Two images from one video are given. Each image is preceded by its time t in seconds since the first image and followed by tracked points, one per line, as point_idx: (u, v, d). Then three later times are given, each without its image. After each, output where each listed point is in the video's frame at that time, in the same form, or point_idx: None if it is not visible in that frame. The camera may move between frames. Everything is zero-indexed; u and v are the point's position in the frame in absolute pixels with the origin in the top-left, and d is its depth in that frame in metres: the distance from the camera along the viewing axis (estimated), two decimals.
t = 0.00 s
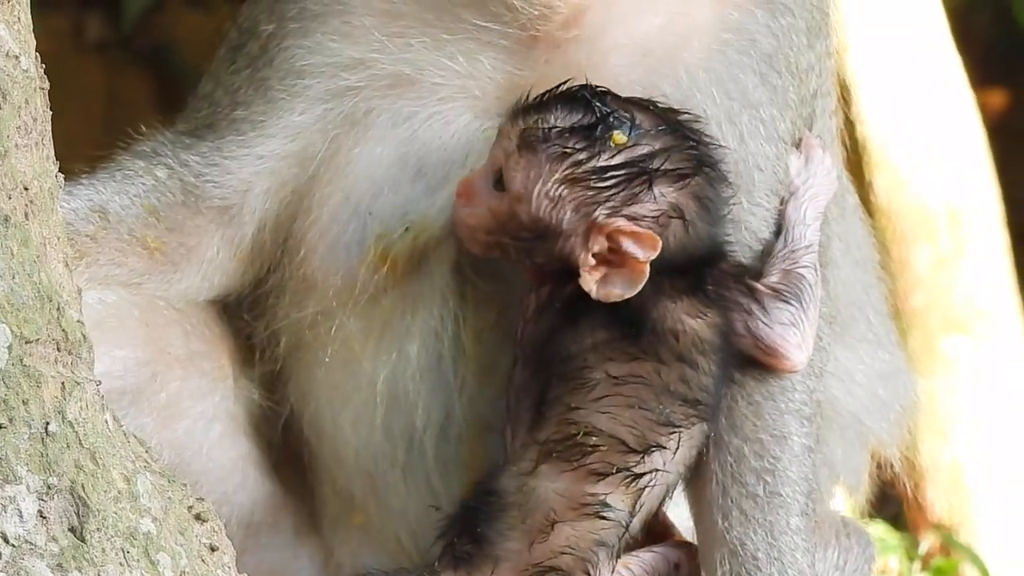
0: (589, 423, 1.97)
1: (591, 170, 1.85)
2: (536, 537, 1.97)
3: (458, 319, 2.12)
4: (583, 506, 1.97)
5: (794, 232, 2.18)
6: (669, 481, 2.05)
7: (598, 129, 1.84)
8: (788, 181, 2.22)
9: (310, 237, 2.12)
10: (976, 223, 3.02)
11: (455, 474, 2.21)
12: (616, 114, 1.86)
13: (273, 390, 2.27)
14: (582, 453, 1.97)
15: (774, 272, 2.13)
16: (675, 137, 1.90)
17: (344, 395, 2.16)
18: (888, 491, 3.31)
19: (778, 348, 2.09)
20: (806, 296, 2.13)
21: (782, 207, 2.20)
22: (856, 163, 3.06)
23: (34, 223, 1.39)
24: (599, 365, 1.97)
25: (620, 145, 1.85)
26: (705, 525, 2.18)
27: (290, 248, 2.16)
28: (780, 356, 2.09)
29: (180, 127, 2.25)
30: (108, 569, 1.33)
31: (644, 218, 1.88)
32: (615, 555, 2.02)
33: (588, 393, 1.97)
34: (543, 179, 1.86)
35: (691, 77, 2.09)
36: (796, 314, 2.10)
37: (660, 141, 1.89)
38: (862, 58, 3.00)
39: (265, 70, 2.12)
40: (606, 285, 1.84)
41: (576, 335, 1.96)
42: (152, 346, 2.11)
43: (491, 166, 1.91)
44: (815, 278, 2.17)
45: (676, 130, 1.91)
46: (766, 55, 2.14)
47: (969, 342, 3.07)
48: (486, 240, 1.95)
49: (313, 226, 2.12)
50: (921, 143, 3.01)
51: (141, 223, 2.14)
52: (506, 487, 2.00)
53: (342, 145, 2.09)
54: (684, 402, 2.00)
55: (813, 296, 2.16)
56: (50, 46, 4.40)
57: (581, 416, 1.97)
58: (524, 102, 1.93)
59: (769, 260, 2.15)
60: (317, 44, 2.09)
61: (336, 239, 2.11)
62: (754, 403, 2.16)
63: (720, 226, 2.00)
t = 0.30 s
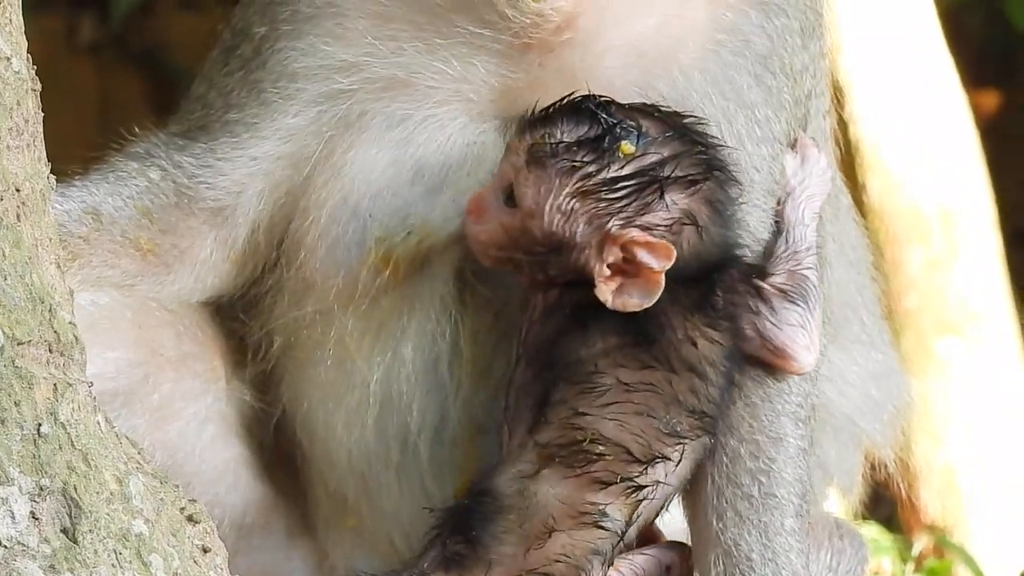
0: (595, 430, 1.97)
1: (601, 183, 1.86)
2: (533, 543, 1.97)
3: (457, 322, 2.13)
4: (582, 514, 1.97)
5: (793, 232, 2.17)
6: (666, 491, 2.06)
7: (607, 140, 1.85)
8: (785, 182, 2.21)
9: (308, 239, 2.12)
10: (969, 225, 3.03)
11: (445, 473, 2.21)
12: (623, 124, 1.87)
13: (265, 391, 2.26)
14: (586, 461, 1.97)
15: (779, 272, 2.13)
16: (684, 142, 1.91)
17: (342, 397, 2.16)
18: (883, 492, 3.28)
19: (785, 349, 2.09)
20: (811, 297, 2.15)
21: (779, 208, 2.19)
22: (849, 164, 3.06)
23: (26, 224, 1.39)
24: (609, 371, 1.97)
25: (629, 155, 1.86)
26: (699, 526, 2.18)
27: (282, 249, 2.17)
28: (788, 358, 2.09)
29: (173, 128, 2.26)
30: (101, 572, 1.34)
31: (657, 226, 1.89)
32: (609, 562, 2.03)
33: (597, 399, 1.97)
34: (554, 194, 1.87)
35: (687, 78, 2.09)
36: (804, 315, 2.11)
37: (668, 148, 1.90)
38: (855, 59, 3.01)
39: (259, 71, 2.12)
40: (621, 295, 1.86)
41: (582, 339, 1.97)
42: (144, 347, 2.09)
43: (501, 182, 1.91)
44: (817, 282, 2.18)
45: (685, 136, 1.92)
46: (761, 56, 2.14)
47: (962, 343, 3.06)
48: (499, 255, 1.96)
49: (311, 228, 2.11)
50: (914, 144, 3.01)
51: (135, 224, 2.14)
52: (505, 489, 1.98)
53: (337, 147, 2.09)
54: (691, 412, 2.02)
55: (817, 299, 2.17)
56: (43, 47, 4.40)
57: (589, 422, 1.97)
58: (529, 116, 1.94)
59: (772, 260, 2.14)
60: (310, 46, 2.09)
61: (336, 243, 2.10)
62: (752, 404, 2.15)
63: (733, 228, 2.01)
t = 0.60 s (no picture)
0: (601, 447, 1.96)
1: (558, 154, 1.79)
2: (536, 559, 1.98)
3: (452, 326, 2.15)
4: (587, 530, 1.99)
5: (802, 232, 2.19)
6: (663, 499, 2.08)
7: (570, 111, 1.80)
8: (789, 184, 2.23)
9: (301, 239, 2.12)
10: (962, 227, 2.99)
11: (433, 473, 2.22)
12: (591, 99, 1.82)
13: (254, 390, 2.28)
14: (591, 477, 1.97)
15: (797, 277, 2.15)
16: (642, 126, 1.85)
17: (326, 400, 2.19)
18: (875, 495, 3.24)
19: (805, 352, 2.09)
20: (828, 301, 2.17)
21: (794, 211, 2.21)
22: (843, 167, 3.05)
23: (18, 224, 1.40)
24: (614, 385, 1.95)
25: (588, 128, 1.80)
26: (693, 529, 2.19)
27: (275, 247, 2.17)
28: (808, 360, 2.09)
29: (167, 127, 2.24)
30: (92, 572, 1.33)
31: (598, 207, 1.83)
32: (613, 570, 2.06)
33: (602, 414, 1.95)
34: (521, 166, 1.81)
35: (684, 79, 2.08)
36: (820, 317, 2.13)
37: (627, 128, 1.83)
38: (849, 61, 3.01)
39: (253, 71, 2.10)
40: (577, 286, 1.83)
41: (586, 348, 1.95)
42: (136, 346, 2.10)
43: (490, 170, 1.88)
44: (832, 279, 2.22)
45: (645, 121, 1.86)
46: (758, 59, 2.14)
47: (955, 346, 3.01)
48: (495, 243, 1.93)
49: (304, 227, 2.12)
50: (907, 146, 2.99)
51: (128, 225, 2.11)
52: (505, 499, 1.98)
53: (330, 147, 2.08)
54: (693, 424, 2.01)
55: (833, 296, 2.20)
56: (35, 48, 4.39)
57: (594, 438, 1.96)
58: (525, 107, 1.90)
59: (789, 263, 2.16)
60: (305, 47, 2.07)
61: (329, 245, 2.11)
62: (746, 407, 2.16)
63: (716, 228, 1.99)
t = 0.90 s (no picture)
0: (520, 407, 1.86)
1: (454, 158, 1.74)
2: (502, 534, 1.85)
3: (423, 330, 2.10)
4: (534, 488, 1.89)
5: (769, 237, 2.17)
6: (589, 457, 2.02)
7: (464, 111, 1.74)
8: (774, 190, 2.22)
9: (280, 248, 2.13)
10: (953, 230, 2.99)
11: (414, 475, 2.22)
12: (485, 98, 1.76)
13: (249, 391, 2.29)
14: (519, 438, 1.87)
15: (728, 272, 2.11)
16: (530, 127, 1.79)
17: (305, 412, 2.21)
18: (868, 500, 3.26)
19: (708, 342, 2.04)
20: (747, 296, 2.08)
21: (767, 216, 2.20)
22: (834, 171, 3.00)
23: (10, 228, 1.40)
24: (513, 347, 1.86)
25: (482, 129, 1.74)
26: (682, 533, 2.20)
27: (254, 255, 2.17)
28: (711, 352, 2.04)
29: (158, 132, 2.24)
30: None
31: (498, 211, 1.77)
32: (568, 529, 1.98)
33: (509, 376, 1.85)
34: (423, 167, 1.77)
35: (667, 87, 2.07)
36: (735, 313, 2.06)
37: (518, 130, 1.77)
38: (842, 65, 2.94)
39: (243, 77, 2.10)
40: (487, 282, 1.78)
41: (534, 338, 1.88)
42: (128, 352, 2.09)
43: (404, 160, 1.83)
44: (773, 281, 2.11)
45: (534, 120, 1.80)
46: (744, 66, 2.12)
47: (945, 351, 3.01)
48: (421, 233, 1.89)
49: (280, 236, 2.13)
50: (899, 152, 2.96)
51: (119, 229, 2.13)
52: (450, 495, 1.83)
53: (315, 154, 2.08)
54: (598, 379, 1.94)
55: (770, 294, 2.10)
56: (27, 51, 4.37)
57: (511, 399, 1.85)
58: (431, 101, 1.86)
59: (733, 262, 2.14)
60: (293, 53, 2.07)
61: (298, 254, 2.12)
62: (730, 412, 2.16)
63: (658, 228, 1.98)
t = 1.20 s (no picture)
0: (520, 417, 1.88)
1: (495, 172, 1.81)
2: (490, 540, 1.88)
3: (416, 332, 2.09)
4: (526, 499, 1.91)
5: (757, 242, 2.18)
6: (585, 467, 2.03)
7: (503, 126, 1.78)
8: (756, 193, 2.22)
9: (264, 256, 2.14)
10: (947, 233, 2.97)
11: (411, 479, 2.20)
12: (522, 108, 1.80)
13: (237, 400, 2.27)
14: (516, 448, 1.89)
15: (723, 284, 2.12)
16: (579, 136, 1.85)
17: (296, 416, 2.20)
18: (859, 501, 3.27)
19: (716, 357, 2.09)
20: (754, 308, 2.12)
21: (750, 216, 2.20)
22: (826, 173, 3.01)
23: (3, 231, 1.41)
24: (521, 355, 1.88)
25: (524, 143, 1.80)
26: (672, 536, 2.21)
27: (238, 263, 2.18)
28: (720, 365, 2.09)
29: (142, 140, 2.26)
30: None
31: (549, 221, 1.85)
32: (558, 540, 1.99)
33: (514, 384, 1.87)
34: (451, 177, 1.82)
35: (645, 91, 2.09)
36: (739, 325, 2.09)
37: (565, 143, 1.84)
38: (832, 67, 2.94)
39: (225, 86, 2.13)
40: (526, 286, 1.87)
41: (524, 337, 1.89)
42: (119, 356, 2.10)
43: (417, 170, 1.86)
44: (769, 288, 2.15)
45: (580, 130, 1.85)
46: (722, 68, 2.13)
47: (939, 353, 3.00)
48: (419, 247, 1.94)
49: (267, 245, 2.14)
50: (890, 154, 2.96)
51: (105, 233, 2.15)
52: (441, 496, 1.85)
53: (299, 165, 2.10)
54: (602, 396, 1.97)
55: (767, 301, 2.14)
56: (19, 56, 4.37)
57: (513, 409, 1.87)
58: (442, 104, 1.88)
59: (724, 270, 2.15)
60: (272, 64, 2.10)
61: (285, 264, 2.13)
62: (719, 415, 2.17)
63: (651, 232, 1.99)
